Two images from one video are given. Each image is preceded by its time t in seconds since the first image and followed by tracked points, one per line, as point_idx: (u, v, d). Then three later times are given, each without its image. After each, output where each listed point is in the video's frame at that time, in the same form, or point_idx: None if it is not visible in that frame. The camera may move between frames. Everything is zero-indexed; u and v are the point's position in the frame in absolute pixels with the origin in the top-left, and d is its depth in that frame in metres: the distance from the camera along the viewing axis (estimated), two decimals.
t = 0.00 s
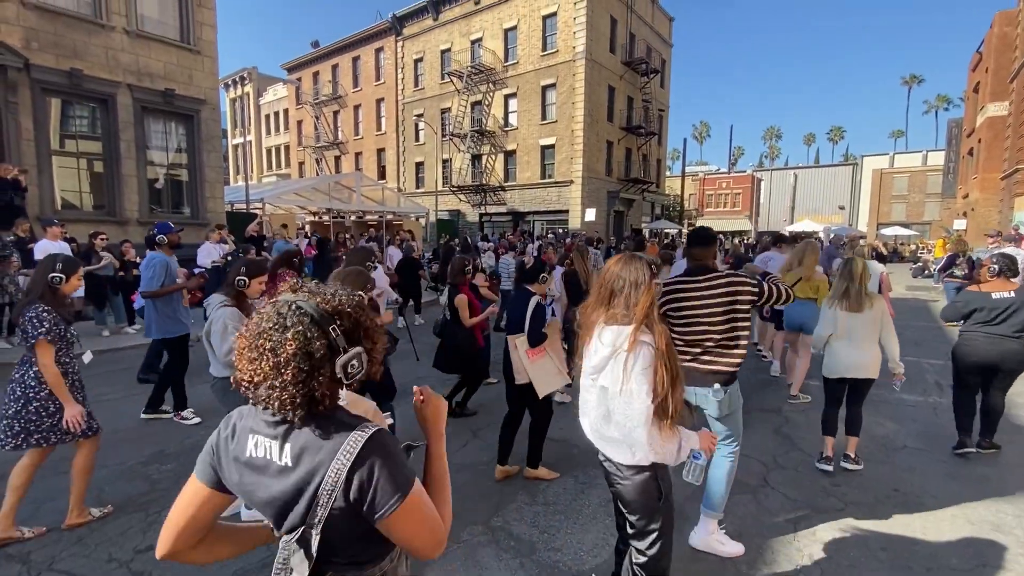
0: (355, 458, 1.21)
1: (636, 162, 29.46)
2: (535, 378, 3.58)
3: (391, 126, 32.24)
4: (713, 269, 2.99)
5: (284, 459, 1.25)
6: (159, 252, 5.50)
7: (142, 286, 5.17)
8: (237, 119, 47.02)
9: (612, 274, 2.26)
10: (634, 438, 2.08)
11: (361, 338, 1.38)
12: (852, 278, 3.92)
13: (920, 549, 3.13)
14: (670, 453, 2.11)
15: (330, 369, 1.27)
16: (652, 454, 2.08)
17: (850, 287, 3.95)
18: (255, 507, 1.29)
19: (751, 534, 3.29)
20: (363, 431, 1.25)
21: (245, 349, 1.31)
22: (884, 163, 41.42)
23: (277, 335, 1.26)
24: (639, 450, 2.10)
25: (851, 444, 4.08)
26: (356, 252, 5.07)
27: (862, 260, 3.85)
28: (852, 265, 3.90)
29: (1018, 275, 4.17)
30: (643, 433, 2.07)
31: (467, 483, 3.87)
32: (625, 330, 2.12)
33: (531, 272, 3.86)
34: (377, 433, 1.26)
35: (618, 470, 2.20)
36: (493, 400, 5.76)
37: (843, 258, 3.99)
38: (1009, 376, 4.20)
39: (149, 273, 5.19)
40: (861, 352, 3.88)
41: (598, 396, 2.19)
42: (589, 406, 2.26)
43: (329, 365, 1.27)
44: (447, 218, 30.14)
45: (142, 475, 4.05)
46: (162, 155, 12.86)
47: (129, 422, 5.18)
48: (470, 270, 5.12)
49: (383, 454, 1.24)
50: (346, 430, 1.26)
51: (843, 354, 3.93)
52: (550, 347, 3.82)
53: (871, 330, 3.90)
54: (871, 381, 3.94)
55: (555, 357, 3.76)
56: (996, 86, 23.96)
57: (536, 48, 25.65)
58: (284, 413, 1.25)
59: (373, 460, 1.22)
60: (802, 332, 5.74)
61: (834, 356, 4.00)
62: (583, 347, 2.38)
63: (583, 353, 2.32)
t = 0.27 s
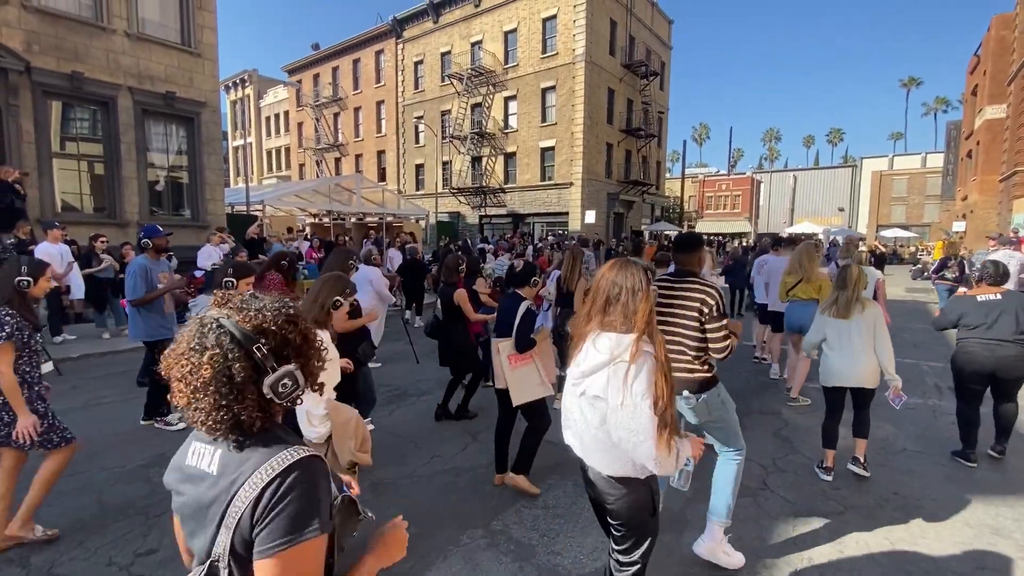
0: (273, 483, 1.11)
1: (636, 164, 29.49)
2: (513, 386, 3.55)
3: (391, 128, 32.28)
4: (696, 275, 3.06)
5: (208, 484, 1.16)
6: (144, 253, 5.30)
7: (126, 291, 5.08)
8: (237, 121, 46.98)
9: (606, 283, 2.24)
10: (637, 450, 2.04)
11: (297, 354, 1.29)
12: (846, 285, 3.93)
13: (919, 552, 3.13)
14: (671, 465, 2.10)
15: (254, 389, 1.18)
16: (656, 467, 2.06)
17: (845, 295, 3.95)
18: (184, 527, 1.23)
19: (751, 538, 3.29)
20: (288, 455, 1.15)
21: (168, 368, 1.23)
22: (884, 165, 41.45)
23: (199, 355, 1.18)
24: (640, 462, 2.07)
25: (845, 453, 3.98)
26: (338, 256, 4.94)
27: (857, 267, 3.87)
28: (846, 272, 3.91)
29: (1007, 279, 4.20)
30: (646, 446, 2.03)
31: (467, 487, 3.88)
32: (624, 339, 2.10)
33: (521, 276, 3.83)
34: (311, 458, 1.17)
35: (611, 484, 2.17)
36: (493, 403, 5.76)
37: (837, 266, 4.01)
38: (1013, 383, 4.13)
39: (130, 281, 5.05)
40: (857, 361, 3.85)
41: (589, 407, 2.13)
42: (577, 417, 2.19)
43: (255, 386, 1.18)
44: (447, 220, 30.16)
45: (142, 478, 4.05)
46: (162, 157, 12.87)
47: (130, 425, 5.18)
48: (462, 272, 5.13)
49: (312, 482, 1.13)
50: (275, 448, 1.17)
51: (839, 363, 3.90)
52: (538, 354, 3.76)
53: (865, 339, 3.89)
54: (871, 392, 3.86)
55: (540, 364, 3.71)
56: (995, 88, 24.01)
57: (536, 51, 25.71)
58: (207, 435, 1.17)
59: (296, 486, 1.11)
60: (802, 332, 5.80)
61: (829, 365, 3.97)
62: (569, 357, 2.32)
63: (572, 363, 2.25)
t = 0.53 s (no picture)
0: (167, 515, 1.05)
1: (633, 165, 29.54)
2: (510, 390, 3.52)
3: (389, 129, 32.27)
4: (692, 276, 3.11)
5: (114, 509, 1.13)
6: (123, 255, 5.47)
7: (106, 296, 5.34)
8: (234, 122, 46.85)
9: (604, 288, 2.27)
10: (627, 449, 2.03)
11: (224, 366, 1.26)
12: (850, 288, 3.85)
13: (913, 552, 3.16)
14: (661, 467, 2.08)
15: (165, 403, 1.14)
16: (649, 468, 2.04)
17: (851, 298, 3.86)
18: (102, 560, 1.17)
19: (746, 538, 3.31)
20: (197, 482, 1.08)
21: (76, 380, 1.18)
22: (880, 167, 41.59)
23: (110, 364, 1.14)
24: (631, 462, 2.05)
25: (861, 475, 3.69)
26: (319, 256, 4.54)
27: (861, 270, 3.81)
28: (849, 275, 3.85)
29: (1014, 280, 4.10)
30: (638, 445, 2.02)
31: (465, 487, 3.89)
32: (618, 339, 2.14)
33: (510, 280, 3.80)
34: (224, 490, 1.09)
35: (594, 488, 2.15)
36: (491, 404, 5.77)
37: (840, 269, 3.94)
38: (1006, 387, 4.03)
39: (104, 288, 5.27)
40: (862, 367, 3.72)
41: (581, 406, 2.13)
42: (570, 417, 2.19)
43: (170, 398, 1.15)
44: (445, 221, 30.15)
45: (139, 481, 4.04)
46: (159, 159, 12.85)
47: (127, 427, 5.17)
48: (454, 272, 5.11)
49: (226, 512, 1.07)
50: (182, 474, 1.11)
51: (841, 367, 3.80)
52: (534, 360, 3.75)
53: (870, 342, 3.78)
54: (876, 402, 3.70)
55: (536, 370, 3.70)
56: (990, 89, 24.12)
57: (533, 52, 25.72)
58: (112, 453, 1.14)
59: (198, 521, 1.03)
60: (798, 333, 5.80)
61: (831, 370, 3.88)
62: (563, 360, 2.33)
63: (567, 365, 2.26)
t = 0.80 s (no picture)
0: None
1: (628, 165, 29.62)
2: (513, 390, 3.46)
3: (384, 129, 32.20)
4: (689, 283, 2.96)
5: None
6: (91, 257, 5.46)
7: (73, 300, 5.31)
8: (229, 122, 46.61)
9: (579, 285, 2.27)
10: (587, 448, 2.04)
11: (145, 408, 1.02)
12: (857, 293, 3.80)
13: (905, 551, 3.16)
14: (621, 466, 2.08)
15: (68, 459, 0.92)
16: (607, 466, 2.05)
17: (860, 302, 3.80)
18: None
19: (739, 538, 3.31)
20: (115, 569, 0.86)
21: None
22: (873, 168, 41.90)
23: None
24: (590, 459, 2.07)
25: (850, 478, 3.68)
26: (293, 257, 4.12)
27: (867, 275, 3.76)
28: (855, 279, 3.79)
29: None
30: (595, 443, 2.03)
31: (457, 489, 3.87)
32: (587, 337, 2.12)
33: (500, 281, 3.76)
34: None
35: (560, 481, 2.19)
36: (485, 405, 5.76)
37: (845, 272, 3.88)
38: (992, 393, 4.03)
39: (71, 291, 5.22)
40: (868, 373, 3.66)
41: (550, 402, 2.17)
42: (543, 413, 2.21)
43: (74, 451, 0.93)
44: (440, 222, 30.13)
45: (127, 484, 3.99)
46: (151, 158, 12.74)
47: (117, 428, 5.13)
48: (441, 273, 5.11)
49: None
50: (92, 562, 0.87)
51: (853, 375, 3.70)
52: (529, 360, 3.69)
53: (881, 350, 3.71)
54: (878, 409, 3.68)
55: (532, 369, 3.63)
56: (981, 91, 24.34)
57: (528, 53, 25.74)
58: None
59: None
60: (785, 334, 5.83)
61: (835, 377, 3.82)
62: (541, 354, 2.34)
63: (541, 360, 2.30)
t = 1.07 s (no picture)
0: None
1: (620, 166, 29.73)
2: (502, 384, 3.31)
3: (376, 130, 32.11)
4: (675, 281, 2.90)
5: None
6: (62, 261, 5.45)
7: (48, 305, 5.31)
8: (219, 122, 46.13)
9: (543, 295, 2.27)
10: (554, 463, 2.06)
11: (71, 391, 0.97)
12: (850, 290, 3.80)
13: (891, 549, 3.18)
14: (589, 480, 2.10)
15: None
16: (575, 481, 2.07)
17: (852, 301, 3.81)
18: None
19: (726, 536, 3.32)
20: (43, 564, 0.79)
21: None
22: (863, 169, 42.31)
23: None
24: (559, 477, 2.08)
25: (836, 477, 3.75)
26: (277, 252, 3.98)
27: (861, 273, 3.77)
28: (849, 277, 3.80)
29: (1018, 283, 4.02)
30: (562, 458, 2.05)
31: (446, 490, 3.86)
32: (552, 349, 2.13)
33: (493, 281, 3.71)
34: None
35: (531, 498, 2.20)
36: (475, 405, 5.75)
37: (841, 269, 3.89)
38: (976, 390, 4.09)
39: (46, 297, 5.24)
40: (858, 373, 3.69)
41: (515, 416, 2.18)
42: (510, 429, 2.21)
43: None
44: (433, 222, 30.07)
45: (110, 488, 3.94)
46: (139, 158, 12.62)
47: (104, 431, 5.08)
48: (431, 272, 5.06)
49: None
50: (9, 560, 0.79)
51: (841, 374, 3.73)
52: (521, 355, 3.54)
53: (870, 349, 3.75)
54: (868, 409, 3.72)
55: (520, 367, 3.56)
56: (968, 93, 24.63)
57: (521, 54, 25.77)
58: None
59: None
60: (776, 334, 5.83)
61: (825, 377, 3.82)
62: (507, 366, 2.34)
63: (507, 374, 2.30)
